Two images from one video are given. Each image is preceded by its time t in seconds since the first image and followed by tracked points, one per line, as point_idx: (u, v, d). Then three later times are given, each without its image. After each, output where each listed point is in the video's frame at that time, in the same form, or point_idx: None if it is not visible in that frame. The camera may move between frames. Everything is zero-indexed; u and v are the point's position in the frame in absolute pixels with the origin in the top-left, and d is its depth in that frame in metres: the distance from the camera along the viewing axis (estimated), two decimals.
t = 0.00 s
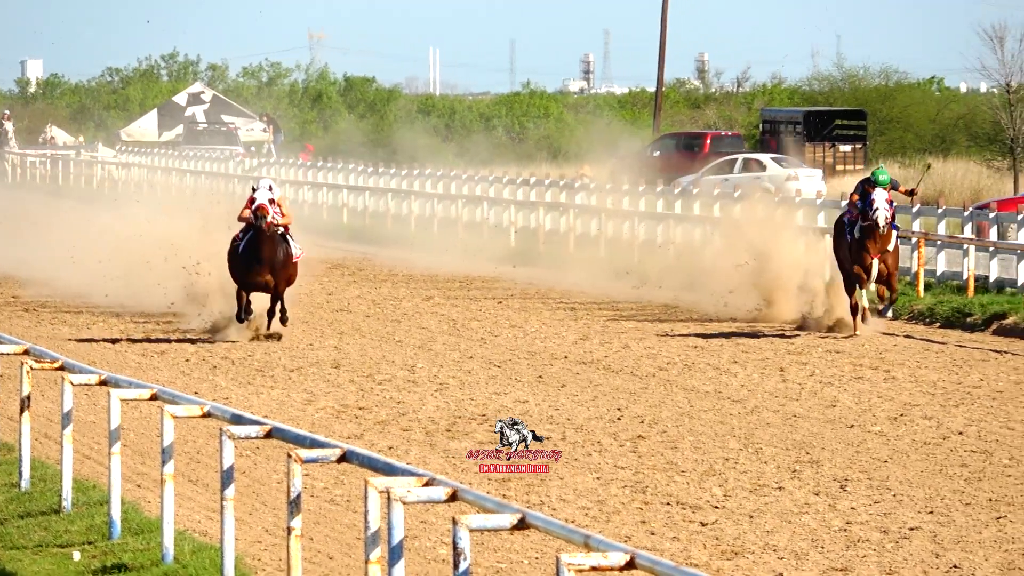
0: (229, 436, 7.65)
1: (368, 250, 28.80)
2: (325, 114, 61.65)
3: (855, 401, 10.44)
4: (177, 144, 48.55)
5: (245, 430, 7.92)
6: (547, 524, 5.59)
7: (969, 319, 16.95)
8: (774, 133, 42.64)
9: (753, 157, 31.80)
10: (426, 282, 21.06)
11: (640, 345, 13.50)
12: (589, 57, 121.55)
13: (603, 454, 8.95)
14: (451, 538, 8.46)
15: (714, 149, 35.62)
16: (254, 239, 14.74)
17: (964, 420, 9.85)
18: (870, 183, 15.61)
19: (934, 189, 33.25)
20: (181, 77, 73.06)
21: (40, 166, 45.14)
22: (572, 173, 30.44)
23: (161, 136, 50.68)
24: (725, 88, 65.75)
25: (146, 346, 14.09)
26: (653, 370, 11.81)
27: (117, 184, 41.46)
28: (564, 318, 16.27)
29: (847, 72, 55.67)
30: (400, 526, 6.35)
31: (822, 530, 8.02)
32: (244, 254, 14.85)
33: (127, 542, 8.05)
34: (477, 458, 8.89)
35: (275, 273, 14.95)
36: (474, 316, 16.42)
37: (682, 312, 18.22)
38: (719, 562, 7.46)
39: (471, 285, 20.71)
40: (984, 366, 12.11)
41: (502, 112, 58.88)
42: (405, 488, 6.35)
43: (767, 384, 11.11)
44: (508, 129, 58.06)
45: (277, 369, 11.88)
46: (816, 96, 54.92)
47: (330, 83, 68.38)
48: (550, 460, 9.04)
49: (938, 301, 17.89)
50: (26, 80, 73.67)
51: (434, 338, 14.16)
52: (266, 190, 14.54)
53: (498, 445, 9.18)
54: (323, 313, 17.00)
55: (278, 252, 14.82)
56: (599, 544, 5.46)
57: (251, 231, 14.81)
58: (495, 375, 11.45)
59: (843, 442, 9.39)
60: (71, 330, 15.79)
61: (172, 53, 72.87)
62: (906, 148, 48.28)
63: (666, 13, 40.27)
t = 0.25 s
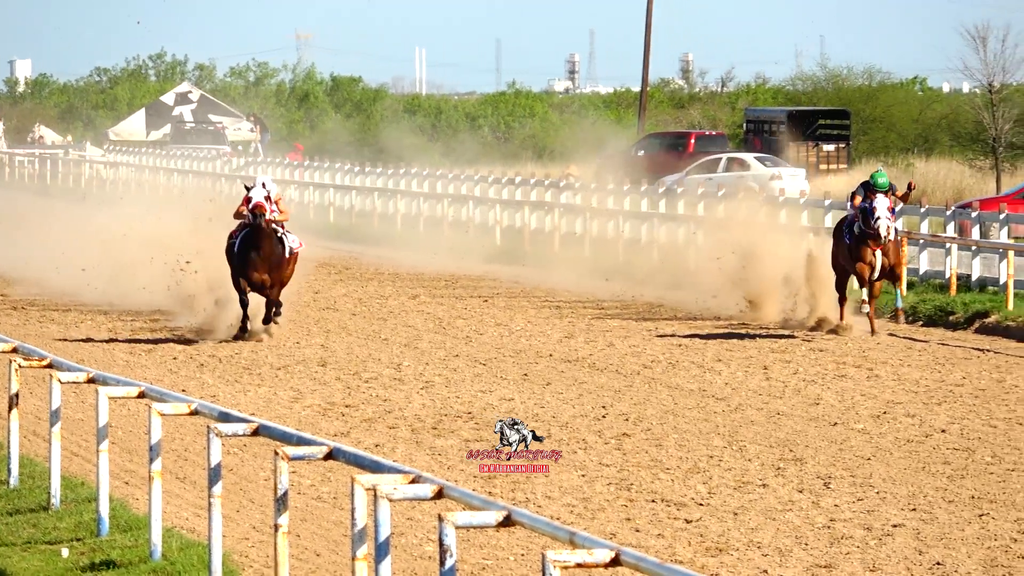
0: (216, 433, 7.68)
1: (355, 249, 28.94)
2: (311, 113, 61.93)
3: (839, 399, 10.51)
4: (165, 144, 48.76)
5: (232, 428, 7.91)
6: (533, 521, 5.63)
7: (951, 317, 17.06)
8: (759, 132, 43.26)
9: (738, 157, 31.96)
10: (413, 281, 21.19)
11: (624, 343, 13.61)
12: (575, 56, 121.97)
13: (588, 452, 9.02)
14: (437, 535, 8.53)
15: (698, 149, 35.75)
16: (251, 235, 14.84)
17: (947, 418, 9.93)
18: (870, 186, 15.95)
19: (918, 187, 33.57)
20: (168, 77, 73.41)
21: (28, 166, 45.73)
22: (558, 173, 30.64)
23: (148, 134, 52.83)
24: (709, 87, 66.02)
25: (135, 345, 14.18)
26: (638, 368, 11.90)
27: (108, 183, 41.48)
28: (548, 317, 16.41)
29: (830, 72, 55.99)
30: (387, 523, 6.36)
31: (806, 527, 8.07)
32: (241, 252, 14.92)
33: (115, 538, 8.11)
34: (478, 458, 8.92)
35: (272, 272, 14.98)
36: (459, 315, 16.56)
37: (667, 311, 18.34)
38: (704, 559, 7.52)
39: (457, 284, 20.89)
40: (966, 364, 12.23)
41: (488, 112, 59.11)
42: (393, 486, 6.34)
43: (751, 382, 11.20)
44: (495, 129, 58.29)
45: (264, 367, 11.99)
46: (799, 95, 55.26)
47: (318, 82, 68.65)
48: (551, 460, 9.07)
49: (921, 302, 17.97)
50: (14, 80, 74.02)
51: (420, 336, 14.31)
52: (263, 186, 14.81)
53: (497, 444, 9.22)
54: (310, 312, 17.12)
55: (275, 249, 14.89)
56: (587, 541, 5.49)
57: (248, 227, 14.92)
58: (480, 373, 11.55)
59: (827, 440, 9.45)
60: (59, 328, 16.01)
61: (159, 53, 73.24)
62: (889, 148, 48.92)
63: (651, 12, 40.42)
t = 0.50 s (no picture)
0: (203, 431, 7.68)
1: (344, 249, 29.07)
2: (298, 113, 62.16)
3: (823, 398, 10.57)
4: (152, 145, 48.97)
5: (221, 427, 7.86)
6: (518, 519, 5.70)
7: (936, 316, 17.23)
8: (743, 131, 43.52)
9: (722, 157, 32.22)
10: (401, 280, 21.31)
11: (610, 342, 13.70)
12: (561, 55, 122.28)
13: (574, 450, 9.07)
14: (424, 533, 8.58)
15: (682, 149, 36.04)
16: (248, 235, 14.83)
17: (931, 417, 9.99)
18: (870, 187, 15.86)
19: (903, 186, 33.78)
20: (156, 78, 73.77)
21: (17, 166, 46.22)
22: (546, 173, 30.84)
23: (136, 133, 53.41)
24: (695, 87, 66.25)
25: (124, 346, 14.26)
26: (623, 367, 11.98)
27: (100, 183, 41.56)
28: (534, 316, 16.52)
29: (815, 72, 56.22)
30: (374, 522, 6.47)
31: (790, 526, 8.11)
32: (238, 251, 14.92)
33: (103, 536, 8.16)
34: (478, 458, 8.98)
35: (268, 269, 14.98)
36: (445, 314, 16.68)
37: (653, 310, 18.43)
38: (689, 557, 7.56)
39: (444, 282, 20.98)
40: (950, 363, 12.32)
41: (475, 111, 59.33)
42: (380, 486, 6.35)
43: (736, 381, 11.27)
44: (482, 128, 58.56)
45: (251, 367, 12.09)
46: (783, 95, 55.52)
47: (305, 83, 68.86)
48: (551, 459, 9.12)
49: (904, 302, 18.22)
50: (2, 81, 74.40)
51: (407, 336, 14.43)
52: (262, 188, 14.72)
53: (497, 444, 9.30)
54: (298, 311, 17.23)
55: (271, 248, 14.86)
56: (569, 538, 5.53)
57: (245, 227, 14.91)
58: (467, 372, 11.62)
59: (811, 439, 9.51)
60: (47, 327, 16.17)
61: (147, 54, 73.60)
62: (873, 148, 49.29)
63: (637, 12, 40.54)
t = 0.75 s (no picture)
0: (192, 428, 7.73)
1: (334, 249, 29.33)
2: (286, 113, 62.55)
3: (807, 395, 10.66)
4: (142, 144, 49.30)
5: (208, 425, 7.98)
6: (505, 517, 5.79)
7: (919, 314, 17.41)
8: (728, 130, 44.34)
9: (707, 156, 32.75)
10: (388, 279, 21.50)
11: (595, 340, 13.84)
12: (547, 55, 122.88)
13: (560, 448, 9.15)
14: (410, 530, 8.65)
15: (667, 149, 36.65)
16: (246, 235, 14.86)
17: (914, 414, 10.07)
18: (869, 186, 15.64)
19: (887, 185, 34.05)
20: (144, 78, 74.16)
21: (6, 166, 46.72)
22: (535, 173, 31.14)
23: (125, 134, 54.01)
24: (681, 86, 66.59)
25: (115, 345, 14.37)
26: (608, 364, 12.09)
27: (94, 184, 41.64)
28: (520, 314, 16.67)
29: (799, 73, 56.61)
30: (362, 519, 6.47)
31: (774, 522, 8.18)
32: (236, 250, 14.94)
33: (93, 533, 8.23)
34: (478, 458, 9.02)
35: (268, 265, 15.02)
36: (433, 313, 16.82)
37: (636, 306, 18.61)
38: (674, 553, 7.62)
39: (431, 281, 21.19)
40: (934, 361, 12.42)
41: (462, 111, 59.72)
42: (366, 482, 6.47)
43: (720, 377, 11.37)
44: (467, 128, 58.78)
45: (240, 365, 12.22)
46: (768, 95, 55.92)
47: (293, 82, 69.20)
48: (552, 459, 9.16)
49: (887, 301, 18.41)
50: None
51: (394, 334, 14.60)
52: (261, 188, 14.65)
53: (498, 445, 9.32)
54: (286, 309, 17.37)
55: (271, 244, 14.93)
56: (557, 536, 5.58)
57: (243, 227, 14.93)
58: (454, 370, 11.73)
59: (796, 436, 9.58)
60: (37, 326, 16.29)
61: (136, 54, 74.01)
62: (855, 148, 49.72)
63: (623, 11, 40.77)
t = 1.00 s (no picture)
0: (181, 427, 7.77)
1: (323, 249, 29.49)
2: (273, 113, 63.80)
3: (791, 394, 10.74)
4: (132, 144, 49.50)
5: (197, 423, 8.01)
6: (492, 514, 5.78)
7: (902, 314, 17.60)
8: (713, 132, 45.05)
9: (692, 157, 33.33)
10: (375, 278, 21.67)
11: (580, 339, 13.96)
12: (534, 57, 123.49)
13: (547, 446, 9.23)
14: (397, 528, 8.74)
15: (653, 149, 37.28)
16: (245, 237, 14.72)
17: (898, 412, 10.16)
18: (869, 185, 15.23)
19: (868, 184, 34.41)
20: (133, 79, 74.40)
21: None
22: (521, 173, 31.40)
23: (114, 134, 53.18)
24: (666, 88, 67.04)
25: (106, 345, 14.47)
26: (594, 364, 12.20)
27: (90, 185, 41.65)
28: (507, 313, 16.82)
29: (782, 75, 57.09)
30: (350, 516, 6.49)
31: (759, 519, 8.25)
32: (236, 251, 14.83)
33: (82, 530, 8.30)
34: (478, 458, 9.07)
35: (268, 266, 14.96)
36: (420, 312, 16.98)
37: (620, 305, 18.76)
38: (659, 550, 7.70)
39: (418, 280, 21.37)
40: (918, 361, 12.53)
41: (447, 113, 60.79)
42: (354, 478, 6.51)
43: (705, 377, 11.47)
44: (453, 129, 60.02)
45: (230, 364, 12.36)
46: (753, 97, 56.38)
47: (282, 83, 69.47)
48: (552, 460, 9.21)
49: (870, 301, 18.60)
50: None
51: (381, 333, 14.78)
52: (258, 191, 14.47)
53: (498, 445, 9.35)
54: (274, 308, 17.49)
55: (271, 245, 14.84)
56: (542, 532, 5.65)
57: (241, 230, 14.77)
58: (441, 369, 11.84)
59: (780, 434, 9.66)
60: (28, 326, 16.37)
61: (125, 56, 74.25)
62: (840, 149, 50.10)
63: (610, 12, 41.02)
